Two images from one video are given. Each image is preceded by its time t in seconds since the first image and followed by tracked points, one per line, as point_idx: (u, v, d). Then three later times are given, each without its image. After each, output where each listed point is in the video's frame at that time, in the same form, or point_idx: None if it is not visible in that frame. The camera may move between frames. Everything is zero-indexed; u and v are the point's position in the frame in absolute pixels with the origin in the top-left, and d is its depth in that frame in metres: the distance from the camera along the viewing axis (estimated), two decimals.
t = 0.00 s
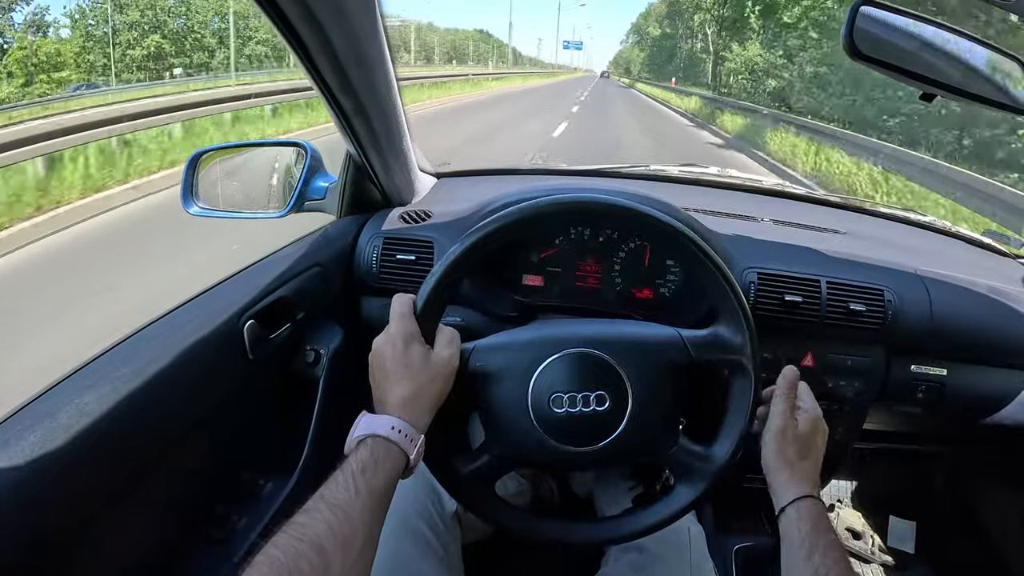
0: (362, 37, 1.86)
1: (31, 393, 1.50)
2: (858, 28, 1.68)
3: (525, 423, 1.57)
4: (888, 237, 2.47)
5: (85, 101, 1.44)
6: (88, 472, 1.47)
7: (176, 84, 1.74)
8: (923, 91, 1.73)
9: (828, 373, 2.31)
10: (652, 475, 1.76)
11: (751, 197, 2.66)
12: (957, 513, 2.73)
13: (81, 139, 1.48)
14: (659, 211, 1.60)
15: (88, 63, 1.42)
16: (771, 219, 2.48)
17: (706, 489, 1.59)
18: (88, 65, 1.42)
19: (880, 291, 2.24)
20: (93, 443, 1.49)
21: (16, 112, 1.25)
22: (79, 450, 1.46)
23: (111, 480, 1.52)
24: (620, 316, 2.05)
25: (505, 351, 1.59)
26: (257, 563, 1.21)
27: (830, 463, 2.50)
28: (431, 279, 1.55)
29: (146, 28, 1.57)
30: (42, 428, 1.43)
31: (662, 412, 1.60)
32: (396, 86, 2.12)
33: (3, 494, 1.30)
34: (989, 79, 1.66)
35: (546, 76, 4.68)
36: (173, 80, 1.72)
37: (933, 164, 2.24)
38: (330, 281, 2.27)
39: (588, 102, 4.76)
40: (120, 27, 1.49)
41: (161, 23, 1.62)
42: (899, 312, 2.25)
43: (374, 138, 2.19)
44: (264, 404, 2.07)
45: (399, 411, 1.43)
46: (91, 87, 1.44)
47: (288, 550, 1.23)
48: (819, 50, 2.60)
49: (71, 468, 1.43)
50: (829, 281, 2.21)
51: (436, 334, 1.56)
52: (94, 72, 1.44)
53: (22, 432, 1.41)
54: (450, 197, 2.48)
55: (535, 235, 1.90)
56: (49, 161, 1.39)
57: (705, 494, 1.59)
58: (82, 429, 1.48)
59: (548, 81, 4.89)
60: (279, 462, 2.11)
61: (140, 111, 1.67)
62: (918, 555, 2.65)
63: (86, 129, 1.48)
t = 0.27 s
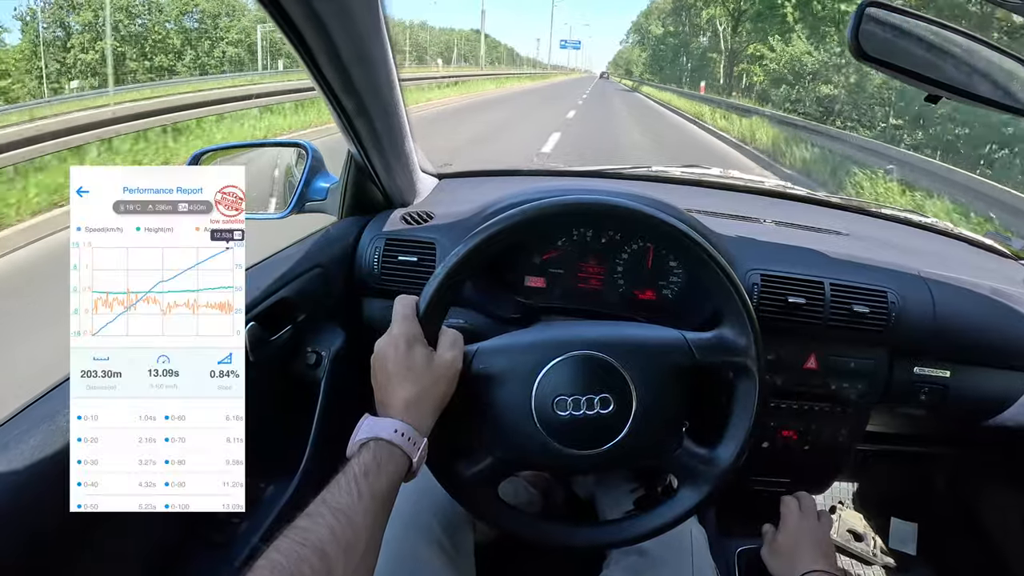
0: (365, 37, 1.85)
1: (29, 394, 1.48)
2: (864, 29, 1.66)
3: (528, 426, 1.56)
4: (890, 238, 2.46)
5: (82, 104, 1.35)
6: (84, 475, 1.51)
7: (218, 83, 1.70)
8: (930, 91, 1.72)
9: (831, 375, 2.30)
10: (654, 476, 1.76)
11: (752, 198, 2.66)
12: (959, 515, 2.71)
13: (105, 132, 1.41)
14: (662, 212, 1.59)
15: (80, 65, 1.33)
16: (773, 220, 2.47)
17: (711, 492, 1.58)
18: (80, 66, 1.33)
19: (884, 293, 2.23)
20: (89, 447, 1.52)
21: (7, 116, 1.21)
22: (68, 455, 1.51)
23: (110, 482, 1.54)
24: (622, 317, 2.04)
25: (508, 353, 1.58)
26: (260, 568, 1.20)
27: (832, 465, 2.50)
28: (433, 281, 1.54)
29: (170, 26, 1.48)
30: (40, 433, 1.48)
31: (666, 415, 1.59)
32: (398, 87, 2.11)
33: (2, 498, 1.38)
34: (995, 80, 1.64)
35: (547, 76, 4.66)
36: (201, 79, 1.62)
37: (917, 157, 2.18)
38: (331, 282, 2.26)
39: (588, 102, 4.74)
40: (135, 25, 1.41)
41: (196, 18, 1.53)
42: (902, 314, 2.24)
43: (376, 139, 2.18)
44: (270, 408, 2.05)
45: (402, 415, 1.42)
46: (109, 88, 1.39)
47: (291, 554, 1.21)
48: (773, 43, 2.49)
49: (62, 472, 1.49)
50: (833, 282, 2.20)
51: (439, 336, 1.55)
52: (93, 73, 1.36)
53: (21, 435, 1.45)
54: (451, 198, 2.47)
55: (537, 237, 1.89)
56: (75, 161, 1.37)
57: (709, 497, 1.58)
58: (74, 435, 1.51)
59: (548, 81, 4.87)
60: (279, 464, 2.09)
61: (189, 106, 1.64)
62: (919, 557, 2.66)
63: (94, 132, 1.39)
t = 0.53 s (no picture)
0: (366, 40, 1.86)
1: (32, 394, 1.49)
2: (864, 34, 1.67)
3: (528, 428, 1.57)
4: (889, 242, 2.47)
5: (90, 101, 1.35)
6: (84, 475, 1.52)
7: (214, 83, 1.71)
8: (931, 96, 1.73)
9: (830, 377, 2.31)
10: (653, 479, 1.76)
11: (752, 201, 2.67)
12: (961, 518, 2.70)
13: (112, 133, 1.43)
14: (661, 215, 1.60)
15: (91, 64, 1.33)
16: (772, 223, 2.48)
17: (710, 494, 1.58)
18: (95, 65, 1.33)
19: (882, 296, 2.24)
20: (90, 447, 1.53)
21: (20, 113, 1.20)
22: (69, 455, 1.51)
23: (110, 482, 1.55)
24: (622, 320, 2.05)
25: (508, 355, 1.59)
26: (261, 568, 1.20)
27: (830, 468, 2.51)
28: (434, 283, 1.55)
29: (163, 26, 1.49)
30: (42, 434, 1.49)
31: (665, 417, 1.60)
32: (400, 89, 2.12)
33: (7, 498, 1.39)
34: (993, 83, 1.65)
35: (549, 77, 4.66)
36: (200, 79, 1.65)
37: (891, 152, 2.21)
38: (333, 284, 2.27)
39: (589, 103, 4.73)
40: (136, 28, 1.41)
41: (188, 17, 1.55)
42: (901, 317, 2.25)
43: (377, 141, 2.19)
44: (270, 409, 2.06)
45: (402, 416, 1.43)
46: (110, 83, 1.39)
47: (293, 555, 1.21)
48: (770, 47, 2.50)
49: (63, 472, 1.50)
50: (831, 285, 2.21)
51: (439, 338, 1.56)
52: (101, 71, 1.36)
53: (28, 431, 1.47)
54: (452, 200, 2.48)
55: (538, 239, 1.91)
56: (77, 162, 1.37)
57: (709, 499, 1.59)
58: (74, 435, 1.52)
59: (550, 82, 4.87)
60: (280, 465, 2.10)
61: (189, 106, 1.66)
62: (917, 558, 2.70)
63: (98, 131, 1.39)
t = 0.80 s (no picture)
0: (372, 40, 1.86)
1: (35, 391, 1.49)
2: (868, 37, 1.68)
3: (531, 427, 1.58)
4: (889, 243, 2.48)
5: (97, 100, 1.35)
6: (84, 474, 1.52)
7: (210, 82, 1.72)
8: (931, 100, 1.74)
9: (831, 378, 2.32)
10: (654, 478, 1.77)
11: (754, 202, 2.67)
12: (960, 520, 2.71)
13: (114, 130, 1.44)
14: (663, 215, 1.60)
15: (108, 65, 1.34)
16: (774, 224, 2.49)
17: (712, 493, 1.59)
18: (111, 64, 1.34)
19: (883, 297, 2.25)
20: (90, 447, 1.52)
21: (25, 110, 1.20)
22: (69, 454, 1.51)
23: (110, 482, 1.55)
24: (624, 320, 2.06)
25: (512, 355, 1.60)
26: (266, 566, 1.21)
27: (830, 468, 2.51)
28: (438, 283, 1.55)
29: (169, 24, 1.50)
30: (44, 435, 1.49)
31: (667, 417, 1.61)
32: (405, 89, 2.12)
33: (10, 496, 1.39)
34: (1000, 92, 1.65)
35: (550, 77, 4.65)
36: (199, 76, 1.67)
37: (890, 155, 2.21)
38: (336, 283, 2.27)
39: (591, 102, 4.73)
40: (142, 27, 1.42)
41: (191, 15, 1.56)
42: (901, 319, 2.26)
43: (381, 140, 2.20)
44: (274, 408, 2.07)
45: (407, 415, 1.44)
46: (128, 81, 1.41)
47: (298, 552, 1.22)
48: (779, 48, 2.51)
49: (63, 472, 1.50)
50: (832, 286, 2.22)
51: (442, 338, 1.57)
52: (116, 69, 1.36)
53: (33, 429, 1.49)
54: (455, 200, 2.49)
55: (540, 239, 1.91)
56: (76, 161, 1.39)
57: (710, 498, 1.59)
58: (74, 435, 1.51)
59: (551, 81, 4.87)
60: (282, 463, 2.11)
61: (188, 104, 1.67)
62: (916, 559, 2.72)
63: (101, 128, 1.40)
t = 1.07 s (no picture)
0: (376, 39, 1.87)
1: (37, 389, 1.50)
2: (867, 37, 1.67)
3: (531, 427, 1.57)
4: (888, 243, 2.48)
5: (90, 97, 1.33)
6: (84, 474, 1.52)
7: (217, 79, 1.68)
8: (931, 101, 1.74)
9: (831, 379, 2.32)
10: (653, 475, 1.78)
11: (754, 202, 2.67)
12: (958, 519, 2.72)
13: (112, 128, 1.41)
14: (663, 214, 1.60)
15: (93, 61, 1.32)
16: (774, 224, 2.49)
17: (712, 492, 1.59)
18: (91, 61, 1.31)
19: (883, 298, 2.25)
20: (90, 447, 1.53)
21: (18, 106, 1.18)
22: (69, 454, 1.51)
23: (110, 482, 1.56)
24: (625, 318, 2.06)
25: (512, 354, 1.60)
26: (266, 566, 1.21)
27: (830, 469, 2.51)
28: (438, 283, 1.55)
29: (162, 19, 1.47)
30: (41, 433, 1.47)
31: (668, 416, 1.61)
32: (407, 87, 2.12)
33: (11, 495, 1.38)
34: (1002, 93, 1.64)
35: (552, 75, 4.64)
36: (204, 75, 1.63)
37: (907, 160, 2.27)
38: (336, 281, 2.27)
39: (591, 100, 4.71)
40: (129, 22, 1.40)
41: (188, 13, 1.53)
42: (901, 319, 2.26)
43: (383, 139, 2.20)
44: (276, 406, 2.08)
45: (407, 415, 1.44)
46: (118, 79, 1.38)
47: (298, 552, 1.22)
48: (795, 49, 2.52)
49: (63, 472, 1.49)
50: (833, 286, 2.22)
51: (442, 337, 1.57)
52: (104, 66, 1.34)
53: (33, 425, 1.47)
54: (455, 198, 2.49)
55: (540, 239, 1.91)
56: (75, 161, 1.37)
57: (710, 497, 1.60)
58: (74, 435, 1.52)
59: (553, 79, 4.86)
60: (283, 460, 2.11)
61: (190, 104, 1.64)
62: (916, 559, 2.72)
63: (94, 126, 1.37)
